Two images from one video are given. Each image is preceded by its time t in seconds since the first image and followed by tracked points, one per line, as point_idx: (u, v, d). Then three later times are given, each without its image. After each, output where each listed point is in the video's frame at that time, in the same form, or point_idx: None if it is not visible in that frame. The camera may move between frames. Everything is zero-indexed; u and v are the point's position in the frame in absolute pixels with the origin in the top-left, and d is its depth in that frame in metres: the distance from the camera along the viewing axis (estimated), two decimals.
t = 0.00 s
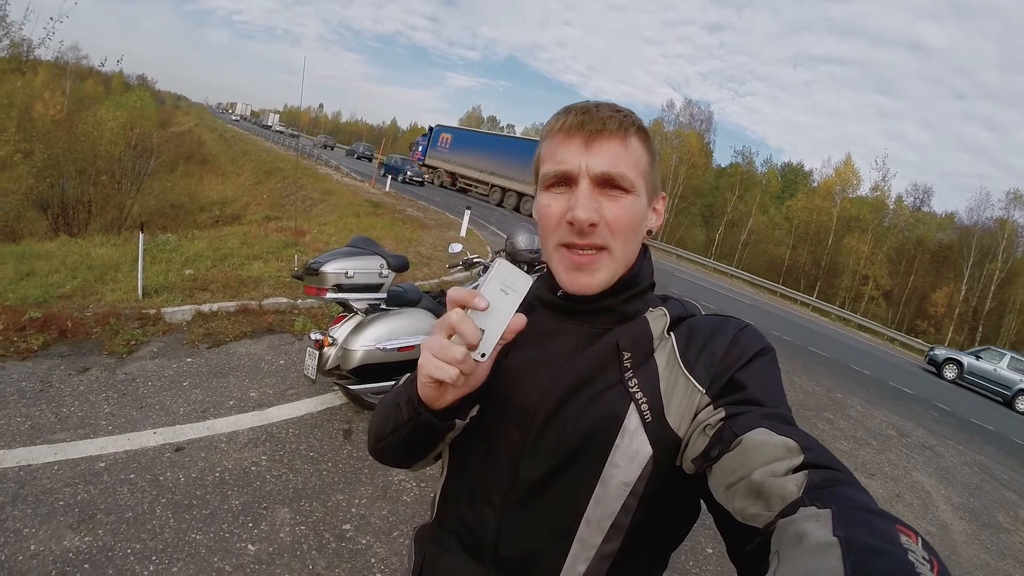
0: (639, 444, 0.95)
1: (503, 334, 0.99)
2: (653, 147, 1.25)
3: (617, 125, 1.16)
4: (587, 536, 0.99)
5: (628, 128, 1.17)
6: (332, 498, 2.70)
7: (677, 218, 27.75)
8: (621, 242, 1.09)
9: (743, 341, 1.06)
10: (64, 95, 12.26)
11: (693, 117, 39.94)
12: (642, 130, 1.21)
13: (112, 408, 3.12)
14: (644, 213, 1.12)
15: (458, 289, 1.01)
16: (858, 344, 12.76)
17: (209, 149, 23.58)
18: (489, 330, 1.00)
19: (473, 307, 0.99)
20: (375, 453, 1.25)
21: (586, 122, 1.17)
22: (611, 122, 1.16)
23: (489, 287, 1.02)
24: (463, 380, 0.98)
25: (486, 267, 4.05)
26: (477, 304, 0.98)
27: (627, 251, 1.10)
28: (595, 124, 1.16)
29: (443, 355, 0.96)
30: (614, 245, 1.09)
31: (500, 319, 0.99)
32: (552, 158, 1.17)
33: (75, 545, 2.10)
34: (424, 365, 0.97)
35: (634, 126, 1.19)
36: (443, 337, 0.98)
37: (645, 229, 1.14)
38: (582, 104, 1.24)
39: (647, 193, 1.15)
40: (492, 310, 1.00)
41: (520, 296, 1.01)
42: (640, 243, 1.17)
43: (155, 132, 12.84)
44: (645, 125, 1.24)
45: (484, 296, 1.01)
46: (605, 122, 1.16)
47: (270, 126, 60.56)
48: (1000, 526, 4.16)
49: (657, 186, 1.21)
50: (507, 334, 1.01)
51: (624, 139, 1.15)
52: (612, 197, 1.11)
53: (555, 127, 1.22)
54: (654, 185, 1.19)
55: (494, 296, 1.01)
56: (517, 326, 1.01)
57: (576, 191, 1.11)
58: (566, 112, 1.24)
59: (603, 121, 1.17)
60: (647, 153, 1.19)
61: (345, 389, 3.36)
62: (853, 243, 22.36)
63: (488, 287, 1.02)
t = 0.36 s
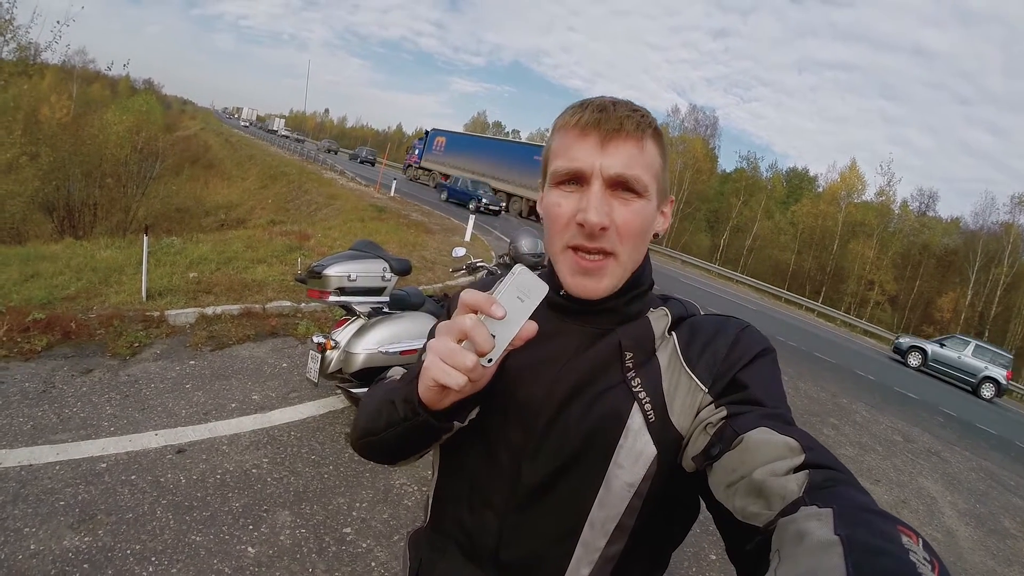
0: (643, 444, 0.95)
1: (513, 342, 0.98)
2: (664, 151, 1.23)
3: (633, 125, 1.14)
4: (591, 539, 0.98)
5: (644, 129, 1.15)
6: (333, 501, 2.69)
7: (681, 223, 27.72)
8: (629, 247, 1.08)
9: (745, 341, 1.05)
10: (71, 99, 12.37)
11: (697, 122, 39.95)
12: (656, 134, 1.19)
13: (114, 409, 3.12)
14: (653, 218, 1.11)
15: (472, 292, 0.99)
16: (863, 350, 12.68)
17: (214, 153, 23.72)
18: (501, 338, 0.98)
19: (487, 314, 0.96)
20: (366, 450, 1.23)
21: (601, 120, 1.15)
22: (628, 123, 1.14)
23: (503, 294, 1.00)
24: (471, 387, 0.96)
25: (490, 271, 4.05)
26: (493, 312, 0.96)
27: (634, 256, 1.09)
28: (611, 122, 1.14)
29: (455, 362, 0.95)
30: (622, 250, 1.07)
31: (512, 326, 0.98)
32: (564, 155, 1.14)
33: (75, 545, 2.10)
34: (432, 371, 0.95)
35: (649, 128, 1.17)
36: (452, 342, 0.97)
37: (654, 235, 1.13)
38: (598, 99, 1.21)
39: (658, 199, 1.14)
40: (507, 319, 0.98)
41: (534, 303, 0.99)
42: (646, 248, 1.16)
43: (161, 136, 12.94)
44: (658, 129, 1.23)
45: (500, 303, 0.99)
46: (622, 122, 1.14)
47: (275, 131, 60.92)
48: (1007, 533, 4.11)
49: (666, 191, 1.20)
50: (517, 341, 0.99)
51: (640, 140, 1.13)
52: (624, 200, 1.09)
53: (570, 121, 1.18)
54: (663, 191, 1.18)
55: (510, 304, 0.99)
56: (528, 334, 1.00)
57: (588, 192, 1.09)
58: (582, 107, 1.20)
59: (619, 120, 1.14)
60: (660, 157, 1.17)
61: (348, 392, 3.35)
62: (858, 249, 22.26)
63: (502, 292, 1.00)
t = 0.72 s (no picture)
0: (646, 445, 0.95)
1: (516, 346, 0.98)
2: (673, 156, 1.22)
3: (645, 129, 1.13)
4: (594, 541, 0.98)
5: (656, 133, 1.14)
6: (336, 500, 2.70)
7: (690, 229, 27.62)
8: (635, 253, 1.07)
9: (747, 342, 1.05)
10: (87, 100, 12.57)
11: (708, 128, 39.83)
12: (667, 138, 1.18)
13: (122, 405, 3.15)
14: (660, 224, 1.10)
15: (474, 295, 0.97)
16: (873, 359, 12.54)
17: (226, 155, 23.99)
18: (504, 342, 0.98)
19: (490, 319, 0.95)
20: (360, 451, 1.20)
21: (612, 122, 1.13)
22: (641, 125, 1.13)
23: (507, 297, 0.99)
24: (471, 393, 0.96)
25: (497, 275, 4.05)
26: (497, 317, 0.95)
27: (639, 263, 1.08)
28: (623, 125, 1.13)
29: (456, 368, 0.94)
30: (627, 256, 1.06)
31: (514, 330, 0.97)
32: (573, 156, 1.12)
33: (78, 537, 2.12)
34: (433, 376, 0.95)
35: (661, 132, 1.16)
36: (454, 346, 0.96)
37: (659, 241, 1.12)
38: (611, 99, 1.20)
39: (665, 205, 1.13)
40: (512, 324, 0.97)
41: (538, 306, 0.99)
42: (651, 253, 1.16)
43: (175, 137, 13.11)
44: (668, 132, 1.22)
45: (503, 307, 0.98)
46: (634, 124, 1.13)
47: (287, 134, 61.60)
48: (1019, 547, 4.04)
49: (673, 196, 1.19)
50: (520, 345, 0.99)
51: (650, 145, 1.12)
52: (631, 205, 1.08)
53: (580, 121, 1.17)
54: (671, 196, 1.17)
55: (513, 308, 0.98)
56: (531, 337, 0.99)
57: (597, 196, 1.07)
58: (592, 108, 1.19)
59: (631, 123, 1.13)
60: (669, 162, 1.16)
61: (354, 393, 3.36)
62: (870, 257, 22.04)
63: (506, 297, 0.99)
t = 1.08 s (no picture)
0: (639, 443, 0.94)
1: (507, 324, 0.97)
2: (644, 140, 1.20)
3: (602, 122, 1.13)
4: (585, 538, 0.97)
5: (614, 123, 1.13)
6: (330, 495, 2.70)
7: (684, 221, 27.68)
8: (606, 248, 1.06)
9: (743, 343, 1.04)
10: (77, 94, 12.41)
11: (703, 118, 39.70)
12: (631, 125, 1.17)
13: (116, 403, 3.14)
14: (631, 214, 1.08)
15: (468, 272, 0.99)
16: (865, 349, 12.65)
17: (218, 149, 23.76)
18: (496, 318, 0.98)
19: (480, 293, 0.96)
20: (363, 441, 1.21)
21: (569, 122, 1.14)
22: (595, 121, 1.13)
23: (499, 275, 0.99)
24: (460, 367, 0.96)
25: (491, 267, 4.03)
26: (486, 290, 0.95)
27: (614, 256, 1.07)
28: (580, 123, 1.13)
29: (445, 339, 0.94)
30: (599, 251, 1.05)
31: (507, 307, 0.97)
32: (536, 163, 1.14)
33: (75, 537, 2.11)
34: (423, 347, 0.96)
35: (621, 120, 1.14)
36: (446, 320, 0.96)
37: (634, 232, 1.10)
38: (568, 99, 1.21)
39: (635, 194, 1.11)
40: (501, 298, 0.97)
41: (528, 287, 0.98)
42: (636, 242, 1.15)
43: (166, 130, 12.97)
44: (636, 118, 1.20)
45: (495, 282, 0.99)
46: (590, 120, 1.13)
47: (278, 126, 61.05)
48: (1008, 535, 4.09)
49: (648, 182, 1.17)
50: (510, 328, 0.98)
51: (610, 136, 1.11)
52: (597, 200, 1.07)
53: (541, 126, 1.19)
54: (644, 182, 1.15)
55: (505, 285, 0.98)
56: (520, 320, 0.99)
57: (561, 197, 1.08)
58: (552, 111, 1.20)
59: (587, 120, 1.13)
60: (635, 148, 1.14)
61: (349, 387, 3.36)
62: (863, 248, 22.14)
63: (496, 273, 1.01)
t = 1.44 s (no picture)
0: (635, 440, 0.94)
1: (492, 338, 0.98)
2: (636, 134, 1.20)
3: (586, 118, 1.15)
4: (579, 532, 0.97)
5: (600, 118, 1.15)
6: (317, 495, 2.67)
7: (671, 223, 27.89)
8: (591, 237, 1.07)
9: (742, 341, 1.05)
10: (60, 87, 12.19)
11: (689, 121, 40.04)
12: (620, 119, 1.17)
13: (99, 401, 3.08)
14: (617, 204, 1.09)
15: (449, 294, 1.00)
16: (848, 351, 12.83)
17: (204, 145, 23.46)
18: (479, 335, 0.99)
19: (460, 313, 0.97)
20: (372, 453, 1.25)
21: (556, 120, 1.17)
22: (578, 118, 1.15)
23: (478, 296, 1.01)
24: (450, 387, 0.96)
25: (478, 266, 4.02)
26: (465, 311, 0.96)
27: (600, 246, 1.08)
28: (566, 120, 1.16)
29: (430, 361, 0.95)
30: (584, 241, 1.07)
31: (489, 324, 0.99)
32: (526, 160, 1.18)
33: (59, 538, 2.08)
34: (409, 370, 0.97)
35: (608, 115, 1.16)
36: (431, 343, 0.97)
37: (622, 222, 1.11)
38: (559, 100, 1.24)
39: (622, 185, 1.12)
40: (481, 318, 0.99)
41: (510, 302, 1.01)
42: (628, 237, 1.15)
43: (151, 125, 12.79)
44: (625, 114, 1.21)
45: (474, 303, 1.00)
46: (575, 118, 1.15)
47: (265, 122, 60.44)
48: (989, 534, 4.17)
49: (638, 177, 1.18)
50: (497, 341, 0.99)
51: (593, 130, 1.13)
52: (583, 192, 1.09)
53: (532, 125, 1.23)
54: (632, 175, 1.16)
55: (485, 305, 1.01)
56: (508, 331, 1.00)
57: (546, 190, 1.11)
58: (544, 110, 1.24)
59: (574, 116, 1.16)
60: (621, 141, 1.15)
61: (334, 386, 3.34)
62: (847, 251, 22.48)
63: (476, 295, 1.02)
